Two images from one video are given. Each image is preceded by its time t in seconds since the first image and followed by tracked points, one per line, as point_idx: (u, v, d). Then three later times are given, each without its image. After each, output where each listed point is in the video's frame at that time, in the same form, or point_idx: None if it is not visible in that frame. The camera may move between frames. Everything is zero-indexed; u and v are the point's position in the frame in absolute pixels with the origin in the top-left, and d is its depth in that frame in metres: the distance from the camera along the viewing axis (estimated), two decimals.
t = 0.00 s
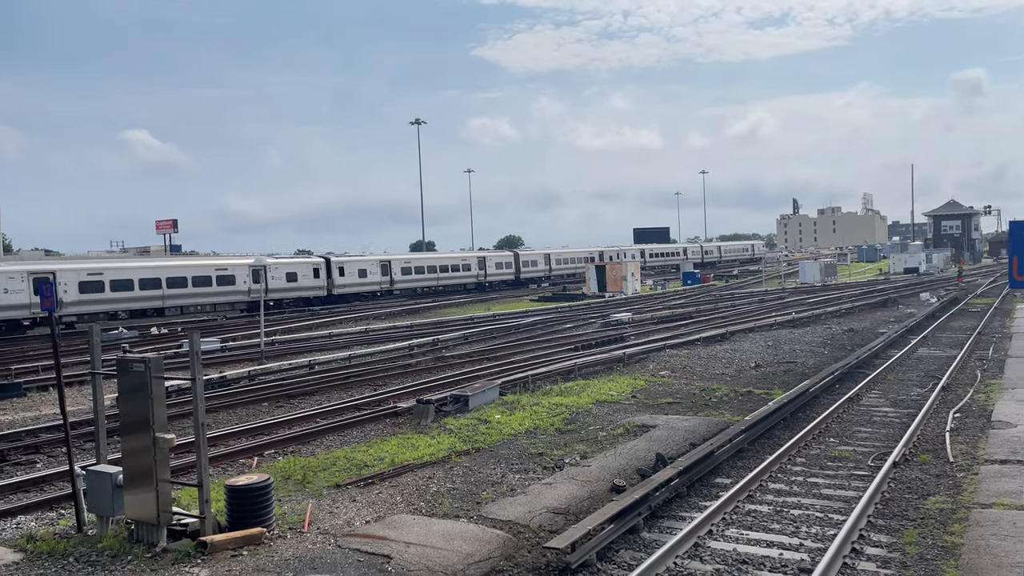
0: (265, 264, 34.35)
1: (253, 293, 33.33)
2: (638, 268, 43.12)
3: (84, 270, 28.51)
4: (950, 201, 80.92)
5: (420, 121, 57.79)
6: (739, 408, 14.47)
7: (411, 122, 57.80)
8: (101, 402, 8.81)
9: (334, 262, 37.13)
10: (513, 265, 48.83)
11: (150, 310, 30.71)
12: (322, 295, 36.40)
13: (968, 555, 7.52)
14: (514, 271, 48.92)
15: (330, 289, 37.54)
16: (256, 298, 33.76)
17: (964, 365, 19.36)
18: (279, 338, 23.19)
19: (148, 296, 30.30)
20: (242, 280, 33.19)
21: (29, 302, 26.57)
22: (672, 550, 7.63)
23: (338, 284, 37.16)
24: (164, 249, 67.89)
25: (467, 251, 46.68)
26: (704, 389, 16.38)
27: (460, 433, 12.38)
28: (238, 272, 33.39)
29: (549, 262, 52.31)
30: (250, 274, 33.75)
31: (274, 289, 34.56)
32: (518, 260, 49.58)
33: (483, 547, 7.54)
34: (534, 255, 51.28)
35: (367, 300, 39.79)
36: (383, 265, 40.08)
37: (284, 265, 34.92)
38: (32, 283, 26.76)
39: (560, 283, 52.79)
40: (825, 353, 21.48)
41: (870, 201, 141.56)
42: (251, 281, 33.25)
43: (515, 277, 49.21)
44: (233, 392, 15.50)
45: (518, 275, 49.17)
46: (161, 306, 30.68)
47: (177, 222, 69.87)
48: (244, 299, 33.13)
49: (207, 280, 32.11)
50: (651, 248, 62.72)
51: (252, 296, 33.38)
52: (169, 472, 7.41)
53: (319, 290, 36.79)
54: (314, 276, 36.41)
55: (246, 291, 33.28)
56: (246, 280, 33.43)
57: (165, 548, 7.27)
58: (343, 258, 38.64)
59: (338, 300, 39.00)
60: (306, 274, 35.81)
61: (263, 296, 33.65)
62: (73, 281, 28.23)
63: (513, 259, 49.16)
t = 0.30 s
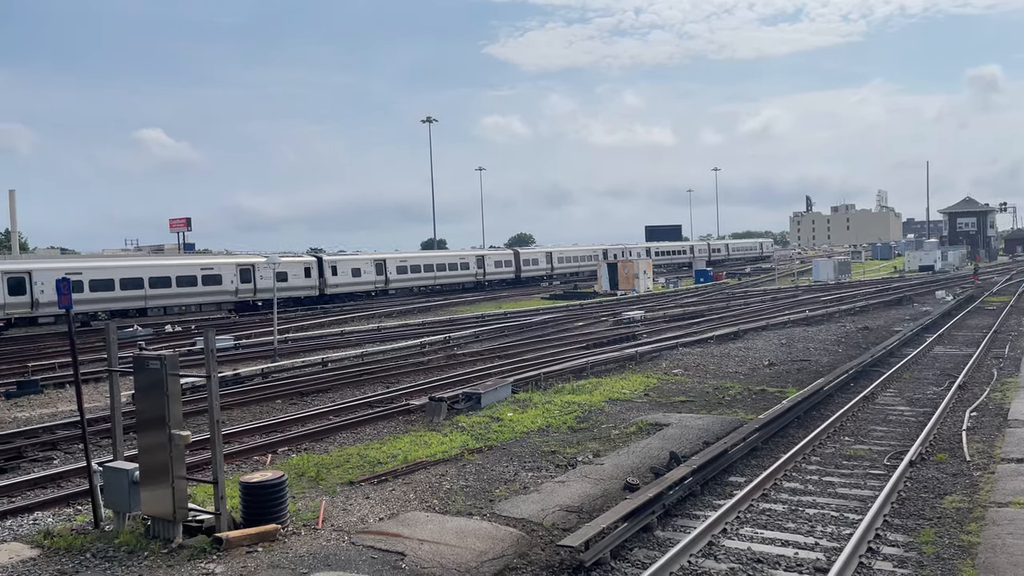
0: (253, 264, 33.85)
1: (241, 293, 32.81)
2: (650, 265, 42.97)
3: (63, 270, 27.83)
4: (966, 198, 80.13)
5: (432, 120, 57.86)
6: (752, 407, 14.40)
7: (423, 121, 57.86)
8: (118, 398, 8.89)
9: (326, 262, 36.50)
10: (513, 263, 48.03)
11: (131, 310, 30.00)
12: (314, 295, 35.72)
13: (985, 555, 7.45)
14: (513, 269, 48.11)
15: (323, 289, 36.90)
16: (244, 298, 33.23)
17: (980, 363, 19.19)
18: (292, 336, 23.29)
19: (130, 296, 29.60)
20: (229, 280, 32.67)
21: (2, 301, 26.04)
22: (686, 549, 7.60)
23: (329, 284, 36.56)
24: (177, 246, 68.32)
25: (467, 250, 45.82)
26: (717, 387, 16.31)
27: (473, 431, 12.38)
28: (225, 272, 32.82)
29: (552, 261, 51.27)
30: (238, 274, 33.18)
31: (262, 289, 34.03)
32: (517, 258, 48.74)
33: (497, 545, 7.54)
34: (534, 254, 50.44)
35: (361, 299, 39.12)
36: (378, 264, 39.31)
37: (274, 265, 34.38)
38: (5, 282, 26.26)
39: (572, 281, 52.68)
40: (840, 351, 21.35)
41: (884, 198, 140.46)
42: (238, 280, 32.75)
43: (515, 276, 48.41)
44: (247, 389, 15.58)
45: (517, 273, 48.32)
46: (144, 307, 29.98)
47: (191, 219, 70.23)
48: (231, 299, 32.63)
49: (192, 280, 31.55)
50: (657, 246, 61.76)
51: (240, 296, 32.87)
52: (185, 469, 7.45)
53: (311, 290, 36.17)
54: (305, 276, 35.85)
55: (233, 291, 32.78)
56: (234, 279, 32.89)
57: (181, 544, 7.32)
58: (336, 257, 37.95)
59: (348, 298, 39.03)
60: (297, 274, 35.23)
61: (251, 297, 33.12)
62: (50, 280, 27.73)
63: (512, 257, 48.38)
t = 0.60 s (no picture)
0: (239, 263, 32.93)
1: (226, 294, 32.03)
2: (662, 264, 42.81)
3: (34, 271, 26.77)
4: (981, 196, 79.32)
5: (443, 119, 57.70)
6: (765, 406, 14.32)
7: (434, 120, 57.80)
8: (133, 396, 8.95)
9: (316, 262, 35.51)
10: (512, 263, 47.12)
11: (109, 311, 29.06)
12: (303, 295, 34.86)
13: (1002, 555, 7.38)
14: (513, 269, 47.10)
15: (313, 289, 35.92)
16: (229, 299, 32.55)
17: (996, 363, 19.00)
18: (305, 334, 23.38)
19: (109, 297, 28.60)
20: (215, 280, 31.76)
21: None
22: (700, 548, 7.56)
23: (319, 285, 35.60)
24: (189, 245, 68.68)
25: (465, 249, 44.77)
26: (730, 386, 16.23)
27: (485, 429, 12.39)
28: (210, 271, 31.85)
29: (552, 261, 50.17)
30: (223, 273, 32.22)
31: (249, 289, 33.19)
32: (517, 257, 47.70)
33: (509, 543, 7.53)
34: (534, 254, 49.40)
35: (354, 300, 38.11)
36: (371, 264, 38.36)
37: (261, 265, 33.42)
38: None
39: (583, 280, 52.55)
40: (853, 350, 21.19)
41: (898, 196, 139.38)
42: (224, 281, 32.01)
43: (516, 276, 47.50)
44: (260, 387, 15.66)
45: (517, 273, 47.36)
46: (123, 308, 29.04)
47: (203, 219, 70.57)
48: (216, 300, 31.95)
49: (175, 280, 30.53)
50: (662, 244, 60.58)
51: (225, 297, 32.23)
52: (200, 467, 7.49)
53: (301, 290, 35.24)
54: (294, 276, 34.87)
55: (218, 291, 32.02)
56: (219, 280, 31.98)
57: (196, 542, 7.36)
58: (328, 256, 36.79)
59: (356, 297, 38.95)
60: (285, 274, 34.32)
61: (237, 297, 32.48)
62: (23, 281, 26.78)
63: (512, 256, 47.36)
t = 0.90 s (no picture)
0: (221, 263, 31.90)
1: (207, 295, 31.09)
2: (671, 263, 42.65)
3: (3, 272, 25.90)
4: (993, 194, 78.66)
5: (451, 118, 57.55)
6: (777, 405, 14.22)
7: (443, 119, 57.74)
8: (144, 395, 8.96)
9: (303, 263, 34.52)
10: (510, 263, 46.41)
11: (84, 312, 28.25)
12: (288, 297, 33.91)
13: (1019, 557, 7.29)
14: (511, 269, 46.40)
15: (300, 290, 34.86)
16: (210, 300, 31.56)
17: (1010, 362, 18.81)
18: (315, 334, 23.41)
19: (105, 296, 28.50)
20: (195, 281, 30.74)
21: None
22: (713, 548, 7.50)
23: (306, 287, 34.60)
24: (200, 245, 68.99)
25: (460, 248, 43.96)
26: (741, 386, 16.13)
27: (495, 429, 12.34)
28: (190, 272, 30.84)
29: (552, 260, 49.43)
30: (204, 274, 31.20)
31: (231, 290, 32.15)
32: (516, 257, 47.01)
33: (521, 543, 7.49)
34: (533, 254, 48.66)
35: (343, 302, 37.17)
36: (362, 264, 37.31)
37: (245, 265, 32.43)
38: None
39: (592, 279, 52.40)
40: (865, 350, 21.03)
41: (909, 195, 138.48)
42: (204, 281, 31.00)
43: (514, 276, 46.82)
44: (270, 386, 15.67)
45: (515, 273, 46.66)
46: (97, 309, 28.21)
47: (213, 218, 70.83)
48: (196, 301, 30.96)
49: (153, 281, 29.56)
50: (665, 244, 59.75)
51: (206, 298, 31.25)
52: (210, 466, 7.48)
53: (286, 291, 34.17)
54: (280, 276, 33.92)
55: (199, 292, 31.03)
56: (199, 281, 30.99)
57: (207, 541, 7.35)
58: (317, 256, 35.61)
59: (362, 296, 38.83)
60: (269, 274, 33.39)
61: (219, 299, 31.50)
62: None
63: (510, 255, 46.68)
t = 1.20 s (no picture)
0: (202, 265, 31.22)
1: (187, 297, 30.40)
2: (680, 263, 42.50)
3: None
4: (1005, 194, 78.03)
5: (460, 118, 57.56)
6: (788, 407, 14.12)
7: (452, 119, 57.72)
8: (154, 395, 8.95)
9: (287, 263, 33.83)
10: (506, 264, 45.66)
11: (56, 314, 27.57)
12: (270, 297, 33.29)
13: None
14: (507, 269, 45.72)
15: (285, 292, 34.11)
16: (190, 302, 30.88)
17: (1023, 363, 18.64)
18: (324, 334, 23.44)
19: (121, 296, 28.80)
20: (173, 283, 30.06)
21: None
22: (724, 551, 7.44)
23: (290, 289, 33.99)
24: (209, 246, 69.31)
25: (455, 249, 43.27)
26: (751, 387, 16.05)
27: (505, 430, 12.30)
28: (169, 273, 30.14)
29: (551, 261, 48.83)
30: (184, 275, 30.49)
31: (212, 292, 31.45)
32: (512, 258, 46.37)
33: (531, 545, 7.45)
34: (531, 253, 48.03)
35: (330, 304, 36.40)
36: (351, 266, 36.60)
37: (226, 266, 31.77)
38: None
39: (600, 280, 52.26)
40: (876, 351, 20.89)
41: (919, 195, 137.70)
42: (184, 283, 30.30)
43: (510, 277, 46.17)
44: (279, 387, 15.68)
45: (511, 275, 45.93)
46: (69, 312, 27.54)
47: (222, 219, 71.04)
48: (175, 304, 30.26)
49: (129, 283, 28.83)
50: (668, 244, 59.19)
51: (185, 300, 30.58)
52: (220, 466, 7.47)
53: (270, 293, 33.40)
54: (263, 278, 33.24)
55: (178, 294, 30.33)
56: (179, 283, 30.29)
57: (216, 542, 7.34)
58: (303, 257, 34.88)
59: (367, 296, 38.75)
60: (252, 276, 32.71)
61: (198, 301, 30.80)
62: None
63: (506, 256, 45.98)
